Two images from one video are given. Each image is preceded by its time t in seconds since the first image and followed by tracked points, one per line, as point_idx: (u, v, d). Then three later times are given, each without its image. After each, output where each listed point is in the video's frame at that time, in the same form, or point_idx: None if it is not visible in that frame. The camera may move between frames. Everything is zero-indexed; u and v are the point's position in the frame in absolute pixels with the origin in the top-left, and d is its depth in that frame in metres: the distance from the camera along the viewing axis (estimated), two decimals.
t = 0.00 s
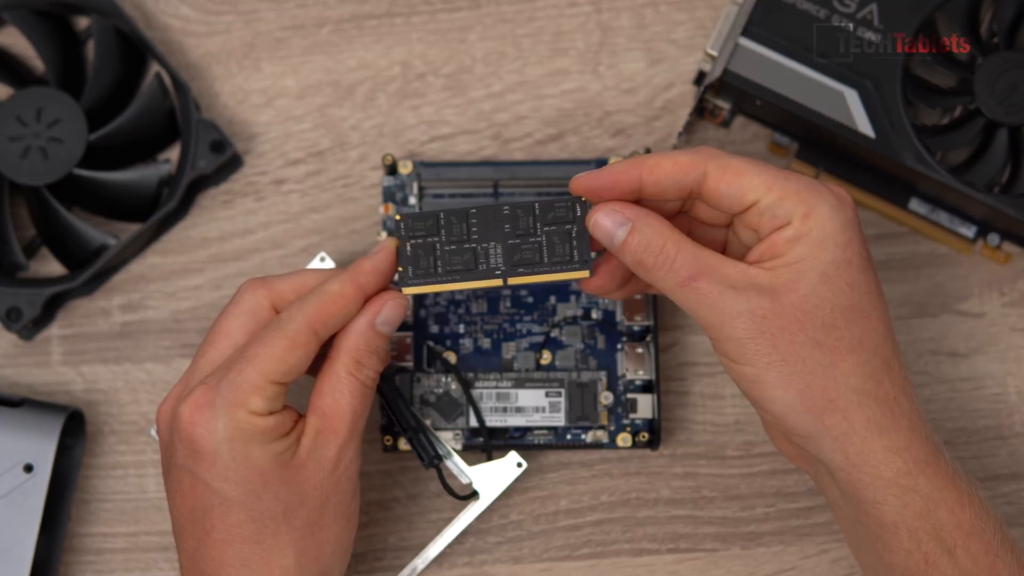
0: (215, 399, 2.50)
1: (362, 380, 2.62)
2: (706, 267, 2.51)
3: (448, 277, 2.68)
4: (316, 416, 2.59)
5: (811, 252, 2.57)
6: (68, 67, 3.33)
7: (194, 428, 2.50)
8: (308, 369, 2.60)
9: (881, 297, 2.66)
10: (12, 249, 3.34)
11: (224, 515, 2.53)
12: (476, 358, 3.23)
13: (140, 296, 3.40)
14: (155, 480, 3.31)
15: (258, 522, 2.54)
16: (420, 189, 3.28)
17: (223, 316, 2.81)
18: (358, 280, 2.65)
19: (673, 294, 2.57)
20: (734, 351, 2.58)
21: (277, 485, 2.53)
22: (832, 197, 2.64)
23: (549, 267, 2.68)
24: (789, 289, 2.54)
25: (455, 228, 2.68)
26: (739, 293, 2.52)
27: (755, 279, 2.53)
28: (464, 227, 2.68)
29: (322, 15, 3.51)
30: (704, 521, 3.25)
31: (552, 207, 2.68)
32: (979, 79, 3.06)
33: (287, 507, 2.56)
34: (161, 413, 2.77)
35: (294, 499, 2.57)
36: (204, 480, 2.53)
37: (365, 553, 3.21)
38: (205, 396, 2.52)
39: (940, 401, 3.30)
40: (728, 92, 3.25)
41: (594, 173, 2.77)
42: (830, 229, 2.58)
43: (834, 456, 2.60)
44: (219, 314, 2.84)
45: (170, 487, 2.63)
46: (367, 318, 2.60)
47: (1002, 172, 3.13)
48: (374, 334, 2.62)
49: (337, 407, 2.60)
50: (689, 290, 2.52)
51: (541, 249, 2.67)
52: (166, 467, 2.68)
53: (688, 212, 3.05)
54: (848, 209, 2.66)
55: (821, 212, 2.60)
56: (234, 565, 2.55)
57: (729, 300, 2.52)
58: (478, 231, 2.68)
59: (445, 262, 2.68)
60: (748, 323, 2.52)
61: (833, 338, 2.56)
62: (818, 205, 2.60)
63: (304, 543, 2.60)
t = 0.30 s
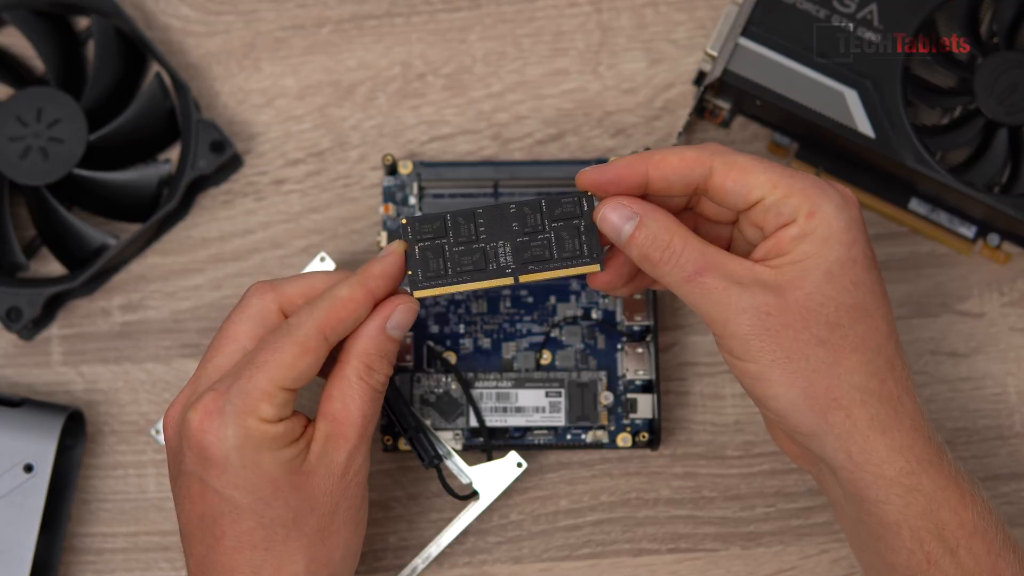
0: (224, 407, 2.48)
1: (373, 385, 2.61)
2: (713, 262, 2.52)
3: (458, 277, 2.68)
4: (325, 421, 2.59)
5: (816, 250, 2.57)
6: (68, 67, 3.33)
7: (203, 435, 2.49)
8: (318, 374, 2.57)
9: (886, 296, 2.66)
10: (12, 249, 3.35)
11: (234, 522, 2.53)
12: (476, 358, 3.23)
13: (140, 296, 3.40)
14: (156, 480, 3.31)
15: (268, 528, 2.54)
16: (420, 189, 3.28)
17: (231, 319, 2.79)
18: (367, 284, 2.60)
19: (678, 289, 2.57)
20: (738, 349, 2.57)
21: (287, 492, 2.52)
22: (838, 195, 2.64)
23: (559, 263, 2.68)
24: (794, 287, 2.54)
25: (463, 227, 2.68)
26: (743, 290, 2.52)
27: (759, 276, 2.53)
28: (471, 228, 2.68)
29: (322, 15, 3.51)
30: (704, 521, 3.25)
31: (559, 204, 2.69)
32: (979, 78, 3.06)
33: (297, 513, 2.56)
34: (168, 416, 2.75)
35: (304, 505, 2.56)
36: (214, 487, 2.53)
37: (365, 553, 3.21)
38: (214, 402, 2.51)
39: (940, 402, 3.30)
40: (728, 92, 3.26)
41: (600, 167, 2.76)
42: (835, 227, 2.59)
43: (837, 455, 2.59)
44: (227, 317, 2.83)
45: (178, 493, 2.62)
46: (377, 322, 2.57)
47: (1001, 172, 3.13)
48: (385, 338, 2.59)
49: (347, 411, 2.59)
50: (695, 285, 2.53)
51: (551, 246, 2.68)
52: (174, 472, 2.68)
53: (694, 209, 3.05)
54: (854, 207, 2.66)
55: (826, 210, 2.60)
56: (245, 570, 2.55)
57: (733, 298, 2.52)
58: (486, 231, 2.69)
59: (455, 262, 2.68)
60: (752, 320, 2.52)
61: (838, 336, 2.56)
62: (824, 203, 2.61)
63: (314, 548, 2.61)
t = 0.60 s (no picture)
0: (232, 414, 2.47)
1: (380, 387, 2.62)
2: (710, 261, 2.52)
3: (462, 279, 2.68)
4: (331, 422, 2.58)
5: (814, 247, 2.57)
6: (68, 67, 3.34)
7: (212, 441, 2.48)
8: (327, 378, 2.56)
9: (885, 293, 2.66)
10: (12, 249, 3.35)
11: (243, 526, 2.52)
12: (476, 358, 3.23)
13: (140, 296, 3.40)
14: (156, 480, 3.31)
15: (277, 532, 2.53)
16: (420, 189, 3.28)
17: (234, 323, 2.78)
18: (375, 289, 2.59)
19: (677, 288, 2.58)
20: (736, 347, 2.58)
21: (296, 496, 2.52)
22: (835, 193, 2.64)
23: (563, 263, 2.69)
24: (791, 284, 2.54)
25: (466, 227, 2.68)
26: (740, 287, 2.52)
27: (755, 274, 2.54)
28: (475, 229, 2.68)
29: (322, 15, 3.51)
30: (704, 521, 3.25)
31: (562, 204, 2.69)
32: (979, 79, 3.06)
33: (305, 516, 2.55)
34: (172, 422, 2.72)
35: (313, 508, 2.56)
36: (223, 493, 2.52)
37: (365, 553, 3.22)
38: (221, 408, 2.50)
39: (940, 401, 3.30)
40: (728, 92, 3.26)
41: (600, 168, 2.76)
42: (832, 224, 2.59)
43: (836, 452, 2.60)
44: (230, 320, 2.82)
45: (184, 498, 2.60)
46: (386, 323, 2.60)
47: (1002, 172, 3.12)
48: (392, 339, 2.61)
49: (354, 413, 2.59)
50: (692, 283, 2.53)
51: (555, 246, 2.69)
52: (179, 477, 2.66)
53: (695, 206, 3.05)
54: (852, 205, 2.66)
55: (824, 207, 2.60)
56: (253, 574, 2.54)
57: (731, 295, 2.52)
58: (490, 232, 2.68)
59: (460, 262, 2.68)
60: (749, 317, 2.52)
61: (836, 333, 2.56)
62: (821, 200, 2.60)
63: (322, 550, 2.61)
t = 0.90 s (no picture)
0: (241, 400, 2.45)
1: (378, 375, 2.63)
2: (713, 270, 2.49)
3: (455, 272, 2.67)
4: (333, 412, 2.59)
5: (818, 251, 2.56)
6: (68, 67, 3.34)
7: (221, 427, 2.46)
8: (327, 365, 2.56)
9: (887, 296, 2.66)
10: (12, 249, 3.35)
11: (251, 514, 2.50)
12: (477, 358, 3.23)
13: (140, 296, 3.40)
14: (155, 480, 3.31)
15: (284, 519, 2.52)
16: (420, 189, 3.28)
17: (235, 313, 2.78)
18: (374, 274, 2.59)
19: (680, 299, 2.55)
20: (744, 354, 2.55)
21: (303, 483, 2.52)
22: (837, 195, 2.64)
23: (557, 270, 2.68)
24: (798, 289, 2.53)
25: (465, 225, 2.68)
26: (748, 294, 2.50)
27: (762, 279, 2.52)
28: (475, 224, 2.68)
29: (322, 15, 3.51)
30: (704, 521, 3.24)
31: (563, 207, 2.69)
32: (979, 79, 3.06)
33: (312, 504, 2.55)
34: (179, 412, 2.72)
35: (319, 496, 2.56)
36: (231, 480, 2.50)
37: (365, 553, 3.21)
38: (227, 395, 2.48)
39: (940, 402, 3.30)
40: (728, 92, 3.26)
41: (600, 178, 2.75)
42: (834, 228, 2.58)
43: (844, 455, 2.59)
44: (230, 310, 2.81)
45: (191, 487, 2.58)
46: (379, 313, 2.62)
47: (1002, 172, 3.12)
48: (386, 328, 2.63)
49: (355, 402, 2.60)
50: (696, 293, 2.50)
51: (551, 252, 2.68)
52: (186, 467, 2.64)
53: (692, 211, 3.06)
54: (853, 206, 2.66)
55: (826, 210, 2.60)
56: (261, 563, 2.52)
57: (738, 304, 2.50)
58: (491, 229, 2.69)
59: (454, 254, 2.68)
60: (756, 326, 2.50)
61: (842, 337, 2.55)
62: (823, 203, 2.60)
63: (329, 539, 2.60)
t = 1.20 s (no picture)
0: (239, 401, 2.46)
1: (376, 376, 2.62)
2: (712, 271, 2.49)
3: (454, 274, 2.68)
4: (332, 413, 2.59)
5: (817, 251, 2.56)
6: (68, 67, 3.33)
7: (219, 429, 2.46)
8: (327, 366, 2.56)
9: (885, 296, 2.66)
10: (12, 249, 3.35)
11: (250, 515, 2.50)
12: (476, 358, 3.23)
13: (140, 296, 3.40)
14: (156, 480, 3.31)
15: (283, 520, 2.52)
16: (420, 189, 3.28)
17: (234, 315, 2.78)
18: (373, 276, 2.59)
19: (679, 300, 2.55)
20: (743, 355, 2.55)
21: (302, 484, 2.52)
22: (835, 196, 2.64)
23: (556, 271, 2.68)
24: (796, 290, 2.53)
25: (465, 226, 2.68)
26: (747, 295, 2.50)
27: (761, 280, 2.52)
28: (473, 226, 2.68)
29: (322, 15, 3.51)
30: (704, 521, 3.25)
31: (562, 209, 2.69)
32: (979, 79, 3.06)
33: (311, 505, 2.55)
34: (179, 413, 2.72)
35: (318, 497, 2.56)
36: (229, 481, 2.50)
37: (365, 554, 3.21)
38: (226, 396, 2.48)
39: (940, 402, 3.30)
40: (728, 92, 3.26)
41: (599, 179, 2.75)
42: (832, 229, 2.58)
43: (843, 455, 2.59)
44: (229, 311, 2.81)
45: (190, 488, 2.58)
46: (377, 314, 2.61)
47: (1002, 172, 3.13)
48: (385, 328, 2.63)
49: (354, 403, 2.60)
50: (695, 294, 2.50)
51: (549, 253, 2.68)
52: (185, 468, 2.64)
53: (690, 211, 3.07)
54: (850, 207, 2.66)
55: (824, 211, 2.60)
56: (260, 564, 2.52)
57: (737, 305, 2.49)
58: (489, 231, 2.69)
59: (453, 257, 2.68)
60: (755, 327, 2.49)
61: (841, 338, 2.55)
62: (821, 204, 2.60)
63: (327, 540, 2.60)
